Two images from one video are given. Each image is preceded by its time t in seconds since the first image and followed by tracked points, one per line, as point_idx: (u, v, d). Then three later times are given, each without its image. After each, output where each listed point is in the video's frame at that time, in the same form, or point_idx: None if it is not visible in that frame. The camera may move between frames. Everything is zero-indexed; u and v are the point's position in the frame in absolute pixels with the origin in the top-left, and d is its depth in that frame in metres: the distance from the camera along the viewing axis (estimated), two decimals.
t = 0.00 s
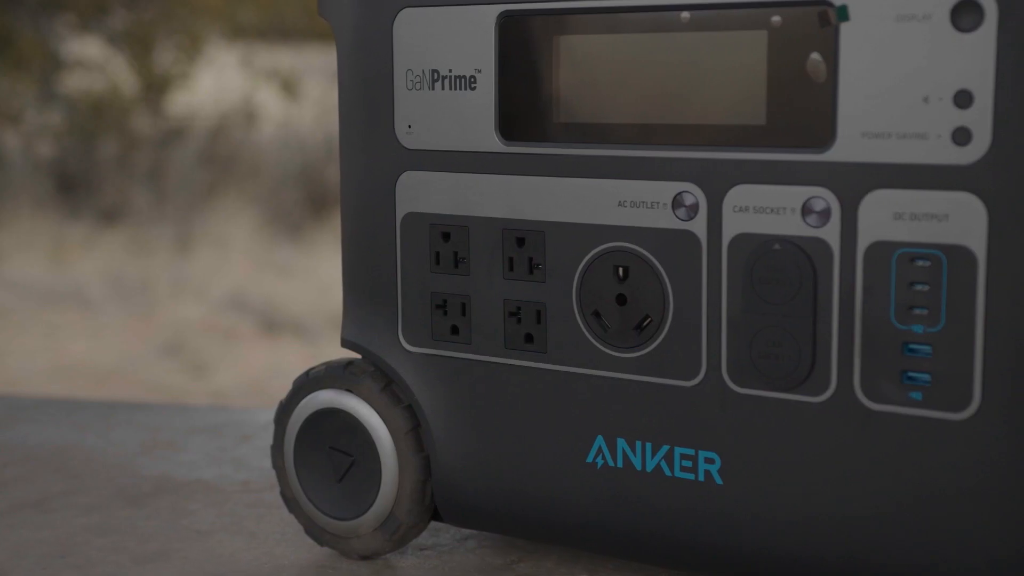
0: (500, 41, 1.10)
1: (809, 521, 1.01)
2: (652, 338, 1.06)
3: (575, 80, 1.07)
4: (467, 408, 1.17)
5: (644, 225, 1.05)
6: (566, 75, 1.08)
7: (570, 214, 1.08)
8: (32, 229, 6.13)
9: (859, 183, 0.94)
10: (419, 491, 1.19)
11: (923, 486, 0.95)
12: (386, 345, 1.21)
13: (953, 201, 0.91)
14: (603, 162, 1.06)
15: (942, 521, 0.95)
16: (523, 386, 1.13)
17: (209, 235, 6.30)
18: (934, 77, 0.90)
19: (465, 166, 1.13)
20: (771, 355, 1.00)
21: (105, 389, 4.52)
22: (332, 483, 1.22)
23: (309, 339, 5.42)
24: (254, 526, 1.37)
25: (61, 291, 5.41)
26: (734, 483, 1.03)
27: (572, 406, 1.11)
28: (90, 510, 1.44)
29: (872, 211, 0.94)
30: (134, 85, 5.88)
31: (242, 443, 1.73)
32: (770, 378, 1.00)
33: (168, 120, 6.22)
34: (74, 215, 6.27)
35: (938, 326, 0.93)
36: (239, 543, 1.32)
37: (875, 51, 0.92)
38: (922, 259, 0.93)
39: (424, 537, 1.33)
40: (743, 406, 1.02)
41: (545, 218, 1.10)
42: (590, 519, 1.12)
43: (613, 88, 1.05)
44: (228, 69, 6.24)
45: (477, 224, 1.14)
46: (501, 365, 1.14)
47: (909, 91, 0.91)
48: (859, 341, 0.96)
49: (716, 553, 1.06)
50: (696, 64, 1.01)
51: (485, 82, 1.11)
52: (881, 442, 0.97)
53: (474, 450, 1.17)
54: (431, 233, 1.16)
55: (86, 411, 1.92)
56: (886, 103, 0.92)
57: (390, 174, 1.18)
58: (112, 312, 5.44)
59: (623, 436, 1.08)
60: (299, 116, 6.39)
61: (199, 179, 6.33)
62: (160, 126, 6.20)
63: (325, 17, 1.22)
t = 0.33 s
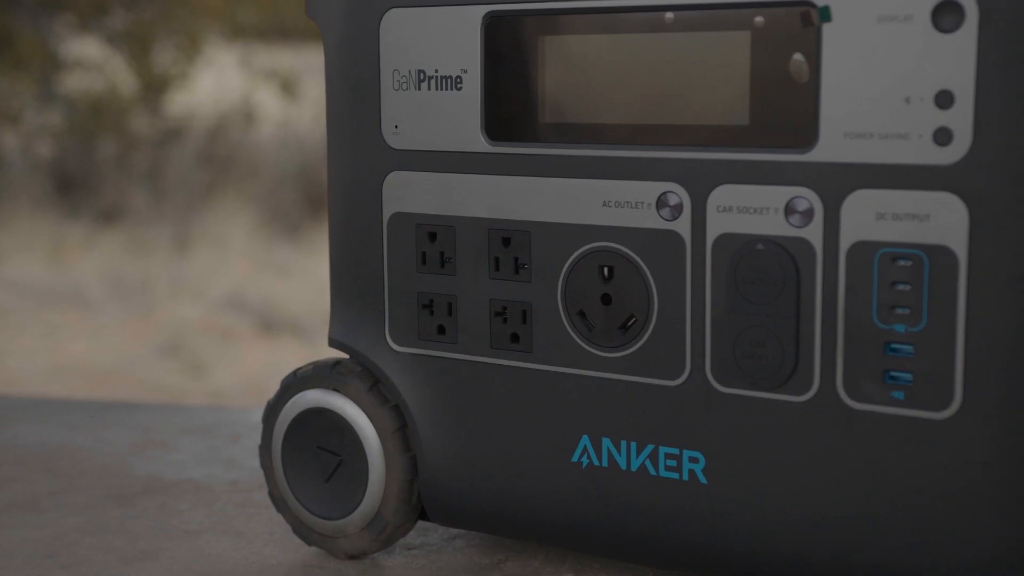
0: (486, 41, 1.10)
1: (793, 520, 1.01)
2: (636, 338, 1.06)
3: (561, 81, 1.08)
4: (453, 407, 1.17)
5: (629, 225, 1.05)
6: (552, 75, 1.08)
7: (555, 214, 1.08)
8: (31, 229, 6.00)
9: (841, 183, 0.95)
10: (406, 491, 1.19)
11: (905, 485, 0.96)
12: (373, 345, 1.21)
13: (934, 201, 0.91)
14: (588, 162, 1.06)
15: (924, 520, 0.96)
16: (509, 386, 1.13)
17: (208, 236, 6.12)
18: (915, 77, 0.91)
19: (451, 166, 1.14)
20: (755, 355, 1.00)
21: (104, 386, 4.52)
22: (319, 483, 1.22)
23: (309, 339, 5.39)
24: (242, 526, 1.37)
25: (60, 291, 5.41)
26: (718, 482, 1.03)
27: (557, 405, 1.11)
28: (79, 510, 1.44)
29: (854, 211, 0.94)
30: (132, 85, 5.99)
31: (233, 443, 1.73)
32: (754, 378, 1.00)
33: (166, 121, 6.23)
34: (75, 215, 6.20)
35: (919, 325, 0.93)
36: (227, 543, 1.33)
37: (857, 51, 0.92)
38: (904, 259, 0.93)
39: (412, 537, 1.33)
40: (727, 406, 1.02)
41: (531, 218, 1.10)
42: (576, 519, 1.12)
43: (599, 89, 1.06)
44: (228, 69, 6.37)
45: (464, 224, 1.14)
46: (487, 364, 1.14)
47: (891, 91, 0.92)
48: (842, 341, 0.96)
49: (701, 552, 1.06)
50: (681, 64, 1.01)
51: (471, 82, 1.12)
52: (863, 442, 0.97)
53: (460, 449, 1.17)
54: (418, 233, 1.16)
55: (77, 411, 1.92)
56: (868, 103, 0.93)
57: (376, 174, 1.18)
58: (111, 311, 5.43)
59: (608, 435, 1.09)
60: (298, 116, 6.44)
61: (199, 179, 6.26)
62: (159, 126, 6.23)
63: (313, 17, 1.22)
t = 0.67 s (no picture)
0: (464, 43, 1.11)
1: (770, 519, 1.01)
2: (615, 338, 1.07)
3: (540, 81, 1.08)
4: (434, 407, 1.17)
5: (607, 225, 1.05)
6: (530, 76, 1.09)
7: (535, 214, 1.09)
8: (31, 229, 5.95)
9: (817, 184, 0.95)
10: (387, 490, 1.20)
11: (880, 484, 0.96)
12: (355, 345, 1.21)
13: (908, 201, 0.92)
14: (567, 163, 1.07)
15: (899, 519, 0.96)
16: (489, 385, 1.14)
17: (206, 236, 6.07)
18: (889, 78, 0.91)
19: (432, 166, 1.14)
20: (731, 355, 1.00)
21: (102, 384, 4.52)
22: (302, 482, 1.23)
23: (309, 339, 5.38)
24: (226, 526, 1.38)
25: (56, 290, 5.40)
26: (696, 482, 1.04)
27: (537, 405, 1.11)
28: (64, 510, 1.45)
29: (829, 211, 0.95)
30: (133, 86, 6.03)
31: (221, 443, 1.74)
32: (730, 378, 1.01)
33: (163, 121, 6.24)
34: (73, 215, 6.14)
35: (894, 325, 0.93)
36: (210, 543, 1.33)
37: (832, 52, 0.93)
38: (878, 259, 0.93)
39: (396, 536, 1.33)
40: (704, 406, 1.03)
41: (510, 218, 1.10)
42: (556, 518, 1.12)
43: (578, 89, 1.06)
44: (227, 69, 6.43)
45: (444, 224, 1.14)
46: (467, 364, 1.15)
47: (865, 92, 0.92)
48: (817, 341, 0.97)
49: (679, 551, 1.06)
50: (660, 64, 1.02)
51: (451, 83, 1.12)
52: (839, 441, 0.97)
53: (441, 448, 1.17)
54: (398, 233, 1.17)
55: (65, 411, 1.92)
56: (843, 103, 0.93)
57: (357, 175, 1.19)
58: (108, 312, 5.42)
59: (587, 435, 1.09)
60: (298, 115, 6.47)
61: (199, 179, 6.25)
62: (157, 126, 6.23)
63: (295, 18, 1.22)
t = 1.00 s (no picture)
0: (440, 44, 1.12)
1: (741, 517, 1.02)
2: (588, 338, 1.07)
3: (514, 82, 1.08)
4: (410, 406, 1.18)
5: (581, 225, 1.06)
6: (504, 78, 1.09)
7: (510, 215, 1.09)
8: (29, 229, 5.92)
9: (785, 184, 0.96)
10: (364, 489, 1.20)
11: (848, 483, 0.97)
12: (332, 345, 1.22)
13: (875, 201, 0.92)
14: (541, 163, 1.07)
15: (867, 517, 0.97)
16: (465, 385, 1.14)
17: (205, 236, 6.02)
18: (856, 79, 0.92)
19: (408, 166, 1.15)
20: (703, 354, 1.01)
21: (97, 381, 4.51)
22: (280, 482, 1.23)
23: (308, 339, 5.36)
24: (205, 525, 1.38)
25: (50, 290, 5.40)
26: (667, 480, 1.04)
27: (512, 404, 1.12)
28: (44, 510, 1.45)
29: (798, 211, 0.95)
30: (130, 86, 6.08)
31: (204, 443, 1.74)
32: (701, 377, 1.01)
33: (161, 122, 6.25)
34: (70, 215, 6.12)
35: (861, 325, 0.94)
36: (189, 542, 1.33)
37: (800, 54, 0.94)
38: (846, 259, 0.94)
39: (373, 535, 1.34)
40: (675, 405, 1.03)
41: (485, 218, 1.11)
42: (531, 516, 1.13)
43: (552, 89, 1.07)
44: (226, 69, 6.37)
45: (420, 224, 1.15)
46: (443, 364, 1.15)
47: (833, 93, 0.93)
48: (786, 340, 0.97)
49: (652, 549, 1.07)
50: (631, 66, 1.02)
51: (426, 84, 1.13)
52: (807, 440, 0.98)
53: (417, 448, 1.18)
54: (375, 233, 1.17)
55: (48, 412, 1.92)
56: (811, 105, 0.94)
57: (334, 175, 1.19)
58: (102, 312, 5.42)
59: (561, 434, 1.10)
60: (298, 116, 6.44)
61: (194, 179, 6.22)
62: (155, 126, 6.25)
63: (273, 19, 1.23)
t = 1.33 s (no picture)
0: (412, 45, 1.12)
1: (711, 514, 1.02)
2: (559, 337, 1.08)
3: (487, 83, 1.09)
4: (385, 405, 1.18)
5: (552, 225, 1.07)
6: (477, 79, 1.10)
7: (483, 215, 1.10)
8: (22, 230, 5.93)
9: (753, 184, 0.96)
10: (340, 488, 1.21)
11: (815, 481, 0.97)
12: (309, 345, 1.22)
13: (841, 201, 0.93)
14: (513, 163, 1.08)
15: (835, 515, 0.97)
16: (439, 384, 1.15)
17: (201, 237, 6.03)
18: (822, 80, 0.92)
19: (383, 167, 1.15)
20: (672, 353, 1.02)
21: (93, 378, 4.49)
22: (257, 480, 1.23)
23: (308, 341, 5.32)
24: (183, 524, 1.38)
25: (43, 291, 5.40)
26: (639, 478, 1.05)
27: (484, 404, 1.13)
28: (24, 509, 1.45)
29: (766, 211, 0.96)
30: (128, 86, 6.04)
31: (187, 443, 1.74)
32: (671, 376, 1.02)
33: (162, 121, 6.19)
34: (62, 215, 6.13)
35: (828, 324, 0.95)
36: (166, 540, 1.34)
37: (767, 55, 0.94)
38: (813, 258, 0.95)
39: (351, 534, 1.34)
40: (646, 403, 1.04)
41: (458, 218, 1.11)
42: (504, 514, 1.13)
43: (546, 90, 1.06)
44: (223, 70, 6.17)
45: (394, 224, 1.15)
46: (417, 363, 1.16)
47: (800, 93, 0.93)
48: (754, 339, 0.98)
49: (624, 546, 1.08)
50: (602, 66, 1.03)
51: (400, 84, 1.13)
52: (775, 438, 0.98)
53: (392, 446, 1.18)
54: (350, 233, 1.18)
55: (34, 411, 1.92)
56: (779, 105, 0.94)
57: (309, 175, 1.20)
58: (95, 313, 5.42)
59: (533, 432, 1.10)
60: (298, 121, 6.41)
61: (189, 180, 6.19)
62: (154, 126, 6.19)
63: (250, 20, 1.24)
